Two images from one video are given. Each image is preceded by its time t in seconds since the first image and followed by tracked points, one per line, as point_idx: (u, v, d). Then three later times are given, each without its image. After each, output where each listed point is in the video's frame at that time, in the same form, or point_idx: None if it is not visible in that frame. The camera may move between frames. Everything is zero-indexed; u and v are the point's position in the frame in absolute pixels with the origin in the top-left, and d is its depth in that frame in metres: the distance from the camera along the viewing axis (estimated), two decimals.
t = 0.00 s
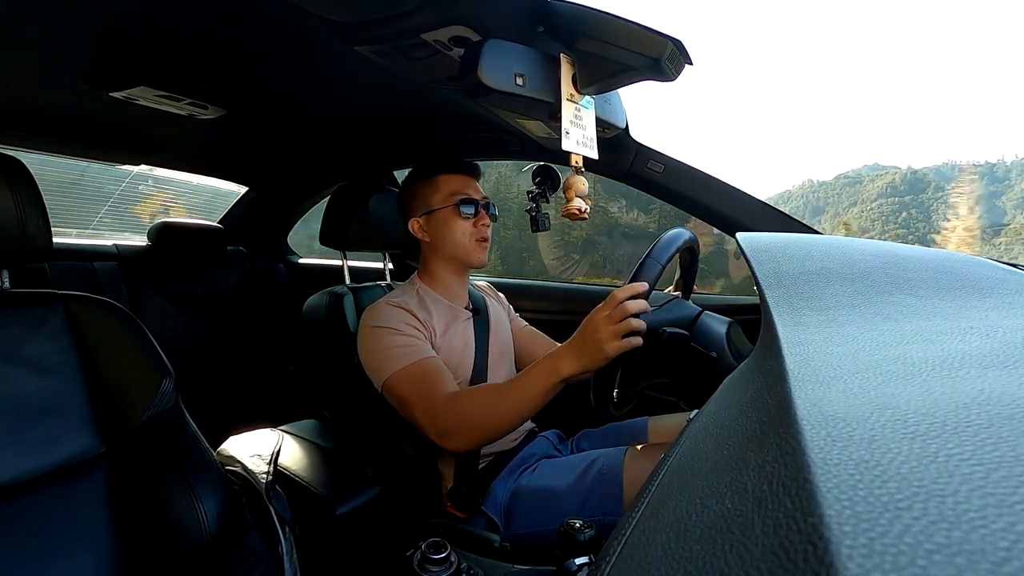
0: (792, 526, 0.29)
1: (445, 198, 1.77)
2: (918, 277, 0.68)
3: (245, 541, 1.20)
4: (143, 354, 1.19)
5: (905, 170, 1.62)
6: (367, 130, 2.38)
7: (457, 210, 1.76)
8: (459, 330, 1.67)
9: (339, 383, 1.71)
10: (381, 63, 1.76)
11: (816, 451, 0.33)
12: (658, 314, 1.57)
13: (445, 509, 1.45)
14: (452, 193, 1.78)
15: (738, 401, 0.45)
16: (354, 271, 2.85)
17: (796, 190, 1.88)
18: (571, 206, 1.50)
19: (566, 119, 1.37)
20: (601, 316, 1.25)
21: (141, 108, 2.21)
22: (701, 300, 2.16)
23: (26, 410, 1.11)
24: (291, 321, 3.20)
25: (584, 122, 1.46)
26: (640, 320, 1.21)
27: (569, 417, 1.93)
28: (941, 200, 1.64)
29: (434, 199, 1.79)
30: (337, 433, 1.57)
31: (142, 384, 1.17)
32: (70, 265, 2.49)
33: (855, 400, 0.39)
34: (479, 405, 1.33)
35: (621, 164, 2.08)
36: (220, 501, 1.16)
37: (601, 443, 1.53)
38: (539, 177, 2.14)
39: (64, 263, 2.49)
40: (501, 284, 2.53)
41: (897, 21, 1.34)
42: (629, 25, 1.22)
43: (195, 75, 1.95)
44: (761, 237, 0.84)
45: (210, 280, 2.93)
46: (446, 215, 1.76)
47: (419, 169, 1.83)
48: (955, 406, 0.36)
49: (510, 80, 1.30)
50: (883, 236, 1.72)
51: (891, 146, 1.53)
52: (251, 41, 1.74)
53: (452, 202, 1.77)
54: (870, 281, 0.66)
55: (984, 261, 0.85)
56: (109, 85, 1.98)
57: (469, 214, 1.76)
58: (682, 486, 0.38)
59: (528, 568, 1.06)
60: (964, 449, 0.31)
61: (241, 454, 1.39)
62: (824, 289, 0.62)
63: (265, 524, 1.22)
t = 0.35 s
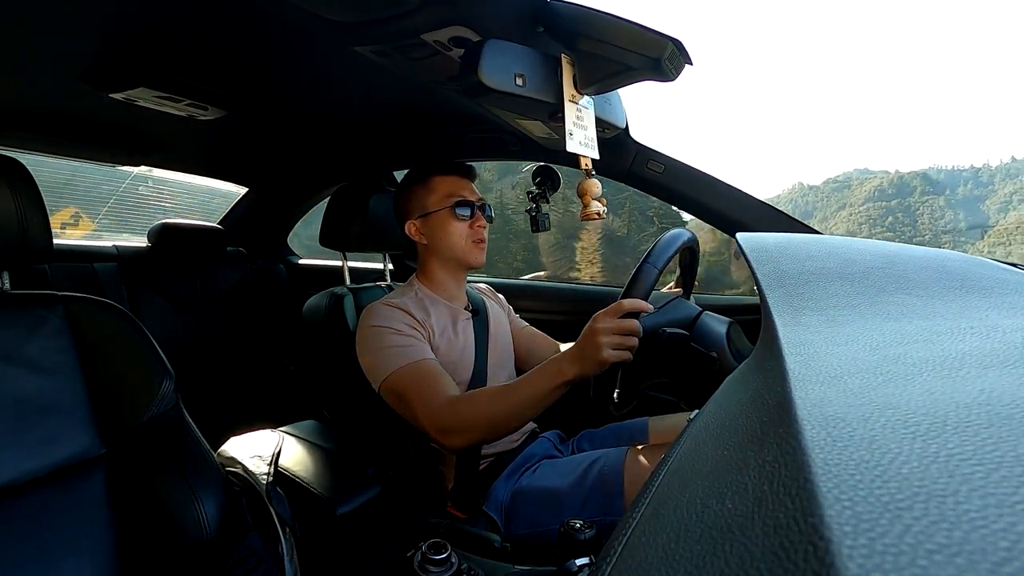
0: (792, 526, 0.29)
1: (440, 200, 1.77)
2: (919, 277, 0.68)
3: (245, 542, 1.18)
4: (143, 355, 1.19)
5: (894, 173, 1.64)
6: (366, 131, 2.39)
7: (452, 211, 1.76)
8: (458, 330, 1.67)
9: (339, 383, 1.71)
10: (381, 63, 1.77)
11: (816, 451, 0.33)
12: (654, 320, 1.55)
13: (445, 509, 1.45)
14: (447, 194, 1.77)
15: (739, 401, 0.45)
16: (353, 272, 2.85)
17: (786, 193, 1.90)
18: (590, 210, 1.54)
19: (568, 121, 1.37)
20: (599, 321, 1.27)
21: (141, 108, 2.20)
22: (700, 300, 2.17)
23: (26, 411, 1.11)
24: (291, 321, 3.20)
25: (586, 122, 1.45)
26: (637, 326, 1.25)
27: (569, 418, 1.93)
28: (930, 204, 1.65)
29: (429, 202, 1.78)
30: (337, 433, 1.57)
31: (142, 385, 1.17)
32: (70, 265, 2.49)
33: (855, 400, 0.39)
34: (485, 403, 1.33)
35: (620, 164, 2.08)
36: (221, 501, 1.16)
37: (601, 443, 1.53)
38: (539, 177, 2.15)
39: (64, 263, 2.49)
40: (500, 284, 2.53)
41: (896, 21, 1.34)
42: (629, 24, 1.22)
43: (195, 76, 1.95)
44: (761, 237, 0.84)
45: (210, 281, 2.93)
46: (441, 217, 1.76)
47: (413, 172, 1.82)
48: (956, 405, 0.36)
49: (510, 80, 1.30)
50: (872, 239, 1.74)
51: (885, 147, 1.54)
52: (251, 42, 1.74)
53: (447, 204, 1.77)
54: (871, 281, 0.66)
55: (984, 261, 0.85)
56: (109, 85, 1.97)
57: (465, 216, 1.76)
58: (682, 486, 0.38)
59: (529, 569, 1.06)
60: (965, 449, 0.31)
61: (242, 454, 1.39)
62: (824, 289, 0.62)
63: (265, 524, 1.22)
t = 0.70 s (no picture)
0: (792, 526, 0.29)
1: (439, 208, 1.76)
2: (919, 277, 0.68)
3: (245, 540, 1.19)
4: (143, 355, 1.19)
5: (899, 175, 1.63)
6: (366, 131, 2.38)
7: (451, 219, 1.75)
8: (459, 331, 1.67)
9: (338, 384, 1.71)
10: (381, 63, 1.77)
11: (815, 451, 0.33)
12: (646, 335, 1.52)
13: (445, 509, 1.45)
14: (446, 201, 1.76)
15: (739, 401, 0.45)
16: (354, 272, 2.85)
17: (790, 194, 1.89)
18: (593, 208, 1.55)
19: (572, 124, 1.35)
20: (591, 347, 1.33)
21: (141, 108, 2.20)
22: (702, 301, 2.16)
23: (26, 410, 1.11)
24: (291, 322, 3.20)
25: (588, 123, 1.41)
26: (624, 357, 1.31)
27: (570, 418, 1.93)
28: (914, 212, 1.66)
29: (428, 207, 1.78)
30: (337, 433, 1.57)
31: (142, 385, 1.17)
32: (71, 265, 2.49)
33: (855, 400, 0.39)
34: (477, 417, 1.37)
35: (621, 164, 2.07)
36: (220, 501, 1.16)
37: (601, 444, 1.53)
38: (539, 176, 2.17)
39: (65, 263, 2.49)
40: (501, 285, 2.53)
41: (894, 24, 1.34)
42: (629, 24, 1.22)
43: (195, 76, 1.95)
44: (763, 238, 0.84)
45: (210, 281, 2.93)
46: (438, 225, 1.75)
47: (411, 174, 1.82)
48: (956, 406, 0.36)
49: (510, 80, 1.30)
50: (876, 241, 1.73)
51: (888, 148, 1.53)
52: (252, 43, 1.75)
53: (446, 210, 1.76)
54: (871, 281, 0.66)
55: (984, 261, 0.85)
56: (109, 85, 1.97)
57: (464, 221, 1.75)
58: (680, 486, 0.38)
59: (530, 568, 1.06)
60: (965, 449, 0.31)
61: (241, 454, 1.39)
62: (825, 289, 0.62)
63: (265, 525, 1.23)
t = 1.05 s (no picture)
0: (792, 526, 0.29)
1: (435, 208, 1.76)
2: (919, 277, 0.68)
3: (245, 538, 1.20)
4: (143, 355, 1.19)
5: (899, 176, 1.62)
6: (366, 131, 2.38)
7: (447, 219, 1.75)
8: (459, 330, 1.67)
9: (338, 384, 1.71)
10: (381, 63, 1.76)
11: (815, 451, 0.33)
12: (642, 347, 1.50)
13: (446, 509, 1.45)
14: (443, 201, 1.76)
15: (739, 401, 0.45)
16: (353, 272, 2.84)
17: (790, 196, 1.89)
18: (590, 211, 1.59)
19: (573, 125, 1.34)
20: (586, 373, 1.29)
21: (141, 108, 2.20)
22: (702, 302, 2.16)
23: (26, 410, 1.11)
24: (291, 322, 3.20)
25: (591, 124, 1.42)
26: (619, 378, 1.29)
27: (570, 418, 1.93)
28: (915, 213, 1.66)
29: (423, 209, 1.77)
30: (336, 433, 1.57)
31: (141, 386, 1.18)
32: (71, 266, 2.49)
33: (855, 400, 0.39)
34: (475, 424, 1.37)
35: (621, 164, 2.07)
36: (220, 501, 1.17)
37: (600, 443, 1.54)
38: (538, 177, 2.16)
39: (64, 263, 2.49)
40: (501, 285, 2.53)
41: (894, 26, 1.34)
42: (628, 24, 1.22)
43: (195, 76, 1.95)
44: (763, 238, 0.84)
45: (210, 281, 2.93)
46: (435, 226, 1.75)
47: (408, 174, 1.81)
48: (956, 406, 0.36)
49: (510, 80, 1.30)
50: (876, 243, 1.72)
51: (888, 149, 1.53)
52: (250, 42, 1.74)
53: (440, 211, 1.76)
54: (871, 281, 0.66)
55: (984, 262, 0.85)
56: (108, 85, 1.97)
57: (459, 221, 1.75)
58: (679, 485, 0.38)
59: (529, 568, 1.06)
60: (964, 450, 0.31)
61: (242, 454, 1.39)
62: (825, 289, 0.62)
63: (264, 524, 1.24)
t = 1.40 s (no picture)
0: (792, 526, 0.29)
1: (441, 209, 1.76)
2: (919, 277, 0.68)
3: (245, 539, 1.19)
4: (143, 357, 1.19)
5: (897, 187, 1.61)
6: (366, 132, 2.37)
7: (452, 219, 1.74)
8: (462, 330, 1.66)
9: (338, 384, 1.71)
10: (382, 63, 1.77)
11: (816, 452, 0.33)
12: (641, 347, 1.50)
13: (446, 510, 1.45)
14: (448, 202, 1.76)
15: (739, 401, 0.45)
16: (354, 273, 2.84)
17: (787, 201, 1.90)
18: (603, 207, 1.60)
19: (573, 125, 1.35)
20: (585, 374, 1.29)
21: (141, 108, 2.20)
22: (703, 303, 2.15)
23: (25, 410, 1.11)
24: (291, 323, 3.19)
25: (592, 123, 1.42)
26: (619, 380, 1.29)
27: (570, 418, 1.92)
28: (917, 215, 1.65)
29: (430, 209, 1.78)
30: (336, 432, 1.57)
31: (142, 386, 1.17)
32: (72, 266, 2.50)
33: (855, 400, 0.38)
34: (477, 424, 1.37)
35: (621, 164, 2.08)
36: (220, 503, 1.16)
37: (601, 446, 1.54)
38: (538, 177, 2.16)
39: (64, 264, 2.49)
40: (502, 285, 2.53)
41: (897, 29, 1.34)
42: (628, 24, 1.23)
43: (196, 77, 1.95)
44: (764, 239, 0.83)
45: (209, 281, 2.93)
46: (439, 226, 1.75)
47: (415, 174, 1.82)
48: (957, 406, 0.36)
49: (510, 80, 1.30)
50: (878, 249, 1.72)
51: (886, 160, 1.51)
52: (249, 42, 1.74)
53: (448, 211, 1.76)
54: (870, 281, 0.66)
55: (984, 261, 0.85)
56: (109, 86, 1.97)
57: (466, 222, 1.75)
58: (680, 485, 0.38)
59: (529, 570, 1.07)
60: (966, 450, 0.31)
61: (242, 454, 1.39)
62: (825, 289, 0.62)
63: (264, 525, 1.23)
